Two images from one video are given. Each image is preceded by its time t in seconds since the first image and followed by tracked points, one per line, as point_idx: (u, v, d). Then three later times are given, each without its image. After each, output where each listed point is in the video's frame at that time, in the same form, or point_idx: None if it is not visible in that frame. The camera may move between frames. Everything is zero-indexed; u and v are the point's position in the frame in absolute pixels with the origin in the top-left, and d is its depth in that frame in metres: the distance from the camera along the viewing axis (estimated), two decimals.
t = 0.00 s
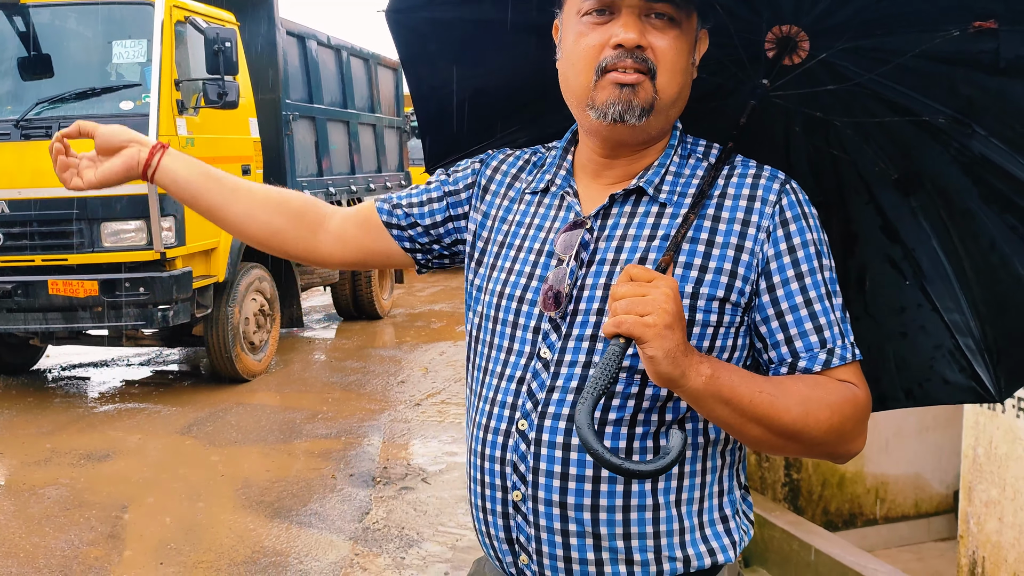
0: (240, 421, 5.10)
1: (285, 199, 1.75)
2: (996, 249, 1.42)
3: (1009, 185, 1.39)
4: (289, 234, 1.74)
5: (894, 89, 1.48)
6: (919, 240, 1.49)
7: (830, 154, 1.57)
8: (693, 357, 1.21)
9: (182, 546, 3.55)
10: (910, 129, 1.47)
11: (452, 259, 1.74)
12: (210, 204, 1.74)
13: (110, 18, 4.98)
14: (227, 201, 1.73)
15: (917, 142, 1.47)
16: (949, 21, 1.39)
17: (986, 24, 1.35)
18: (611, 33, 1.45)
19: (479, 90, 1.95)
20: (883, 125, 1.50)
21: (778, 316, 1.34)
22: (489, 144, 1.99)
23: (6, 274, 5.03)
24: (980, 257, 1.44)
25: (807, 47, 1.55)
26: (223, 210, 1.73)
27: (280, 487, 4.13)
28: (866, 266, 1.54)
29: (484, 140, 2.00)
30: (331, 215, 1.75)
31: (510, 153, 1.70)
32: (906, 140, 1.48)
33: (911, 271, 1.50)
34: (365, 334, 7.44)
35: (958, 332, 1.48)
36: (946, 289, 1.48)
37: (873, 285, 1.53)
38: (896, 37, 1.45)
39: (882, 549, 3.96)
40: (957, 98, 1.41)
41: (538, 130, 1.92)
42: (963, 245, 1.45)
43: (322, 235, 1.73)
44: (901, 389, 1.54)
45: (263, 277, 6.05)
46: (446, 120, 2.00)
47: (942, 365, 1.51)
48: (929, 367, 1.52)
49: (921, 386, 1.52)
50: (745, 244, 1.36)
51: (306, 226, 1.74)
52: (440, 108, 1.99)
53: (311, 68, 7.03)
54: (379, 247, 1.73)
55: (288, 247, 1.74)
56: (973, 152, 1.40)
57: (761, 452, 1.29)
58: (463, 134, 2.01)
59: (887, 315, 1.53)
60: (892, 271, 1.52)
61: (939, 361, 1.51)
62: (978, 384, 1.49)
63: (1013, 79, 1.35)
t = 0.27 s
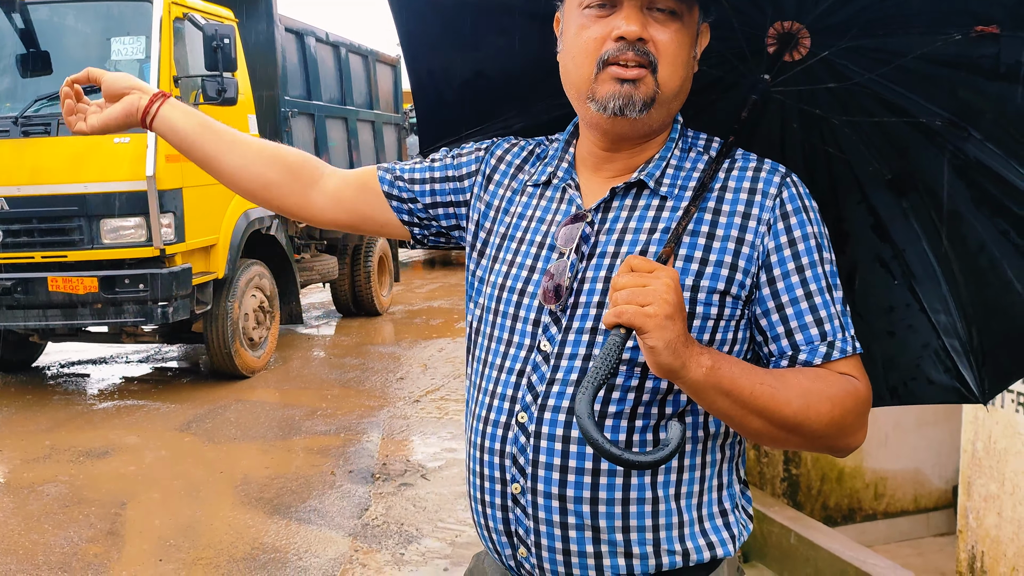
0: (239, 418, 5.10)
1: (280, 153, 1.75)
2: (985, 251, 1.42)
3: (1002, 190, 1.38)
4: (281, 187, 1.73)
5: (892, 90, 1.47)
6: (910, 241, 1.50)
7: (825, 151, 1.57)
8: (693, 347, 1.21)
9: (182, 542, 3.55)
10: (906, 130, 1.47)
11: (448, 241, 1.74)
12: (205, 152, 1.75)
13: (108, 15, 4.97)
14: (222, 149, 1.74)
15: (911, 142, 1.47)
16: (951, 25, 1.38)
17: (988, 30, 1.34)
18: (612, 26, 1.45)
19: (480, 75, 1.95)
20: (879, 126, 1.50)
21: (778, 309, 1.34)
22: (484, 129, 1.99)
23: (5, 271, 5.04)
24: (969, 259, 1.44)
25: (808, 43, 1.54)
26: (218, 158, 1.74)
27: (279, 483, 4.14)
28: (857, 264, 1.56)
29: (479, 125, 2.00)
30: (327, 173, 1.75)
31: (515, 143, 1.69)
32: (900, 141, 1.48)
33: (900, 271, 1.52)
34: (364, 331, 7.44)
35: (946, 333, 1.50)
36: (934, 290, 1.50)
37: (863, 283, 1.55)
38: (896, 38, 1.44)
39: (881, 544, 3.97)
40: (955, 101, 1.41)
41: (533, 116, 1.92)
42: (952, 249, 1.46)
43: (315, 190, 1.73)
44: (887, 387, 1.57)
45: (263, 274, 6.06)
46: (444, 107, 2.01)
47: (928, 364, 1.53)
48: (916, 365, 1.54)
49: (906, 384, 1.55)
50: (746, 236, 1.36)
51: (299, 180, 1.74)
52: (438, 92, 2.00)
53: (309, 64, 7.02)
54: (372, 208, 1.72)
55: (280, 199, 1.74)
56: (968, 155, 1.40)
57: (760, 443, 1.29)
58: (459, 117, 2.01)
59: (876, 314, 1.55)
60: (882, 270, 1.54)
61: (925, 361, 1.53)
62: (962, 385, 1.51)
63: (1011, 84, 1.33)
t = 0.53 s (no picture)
0: (237, 415, 5.10)
1: (280, 138, 1.74)
2: (977, 250, 1.42)
3: (996, 189, 1.38)
4: (280, 173, 1.72)
5: (887, 88, 1.47)
6: (902, 238, 1.49)
7: (819, 147, 1.56)
8: (686, 339, 1.20)
9: (179, 540, 3.55)
10: (899, 127, 1.46)
11: (445, 234, 1.74)
12: (204, 137, 1.74)
13: (106, 12, 4.95)
14: (221, 135, 1.73)
15: (905, 140, 1.46)
16: (947, 23, 1.38)
17: (985, 28, 1.34)
18: (600, 22, 1.44)
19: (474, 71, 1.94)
20: (873, 123, 1.49)
21: (773, 301, 1.33)
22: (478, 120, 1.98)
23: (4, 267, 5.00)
24: (959, 258, 1.44)
25: (804, 39, 1.53)
26: (216, 143, 1.73)
27: (276, 480, 4.13)
28: (848, 259, 1.55)
29: (473, 116, 1.98)
30: (327, 158, 1.73)
31: (513, 138, 1.68)
32: (893, 138, 1.47)
33: (892, 268, 1.51)
34: (361, 328, 7.44)
35: (936, 331, 1.50)
36: (926, 289, 1.49)
37: (854, 278, 1.54)
38: (892, 35, 1.44)
39: (878, 540, 3.96)
40: (950, 99, 1.41)
41: (529, 107, 1.92)
42: (944, 247, 1.46)
43: (313, 176, 1.71)
44: (876, 384, 1.56)
45: (262, 271, 6.05)
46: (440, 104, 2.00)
47: (918, 361, 1.53)
48: (905, 362, 1.54)
49: (896, 381, 1.55)
50: (740, 229, 1.35)
51: (297, 167, 1.72)
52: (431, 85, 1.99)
53: (307, 61, 7.02)
54: (372, 196, 1.71)
55: (278, 185, 1.72)
56: (962, 154, 1.41)
57: (756, 437, 1.28)
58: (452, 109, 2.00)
59: (867, 311, 1.54)
60: (874, 267, 1.53)
61: (915, 358, 1.53)
62: (952, 383, 1.51)
63: (1009, 84, 1.34)
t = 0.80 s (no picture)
0: (235, 416, 5.09)
1: (278, 143, 1.74)
2: (978, 243, 1.41)
3: (993, 181, 1.37)
4: (278, 178, 1.72)
5: (884, 83, 1.47)
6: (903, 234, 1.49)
7: (817, 145, 1.57)
8: (680, 335, 1.20)
9: (177, 540, 3.55)
10: (897, 123, 1.47)
11: (445, 235, 1.73)
12: (202, 144, 1.74)
13: (106, 14, 4.95)
14: (219, 141, 1.73)
15: (903, 135, 1.46)
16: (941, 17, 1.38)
17: (978, 21, 1.34)
18: (590, 27, 1.44)
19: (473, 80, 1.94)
20: (872, 119, 1.50)
21: (769, 298, 1.33)
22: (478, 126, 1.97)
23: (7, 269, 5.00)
24: (960, 252, 1.43)
25: (801, 38, 1.54)
26: (214, 150, 1.73)
27: (275, 481, 4.12)
28: (850, 257, 1.54)
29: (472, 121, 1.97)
30: (325, 162, 1.74)
31: (511, 140, 1.68)
32: (891, 134, 1.48)
33: (894, 264, 1.51)
34: (360, 329, 7.43)
35: (940, 326, 1.49)
36: (928, 284, 1.48)
37: (857, 276, 1.54)
38: (887, 32, 1.44)
39: (876, 539, 3.96)
40: (947, 95, 1.41)
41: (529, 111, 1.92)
42: (945, 240, 1.45)
43: (311, 179, 1.71)
44: (881, 382, 1.56)
45: (263, 271, 6.06)
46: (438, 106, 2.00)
47: (922, 358, 1.52)
48: (908, 359, 1.53)
49: (900, 378, 1.54)
50: (735, 225, 1.35)
51: (296, 171, 1.72)
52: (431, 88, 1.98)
53: (306, 63, 7.02)
54: (370, 199, 1.70)
55: (277, 190, 1.72)
56: (960, 148, 1.39)
57: (753, 433, 1.28)
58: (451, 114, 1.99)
59: (870, 307, 1.54)
60: (876, 264, 1.52)
61: (918, 355, 1.52)
62: (957, 378, 1.50)
63: (1003, 77, 1.33)
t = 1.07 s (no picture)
0: (236, 423, 5.09)
1: (281, 152, 1.74)
2: (991, 241, 1.40)
3: (1001, 176, 1.37)
4: (282, 186, 1.72)
5: (886, 83, 1.48)
6: (916, 234, 1.48)
7: (825, 149, 1.57)
8: (682, 340, 1.20)
9: (177, 548, 3.54)
10: (903, 123, 1.47)
11: (449, 242, 1.72)
12: (205, 152, 1.74)
13: (111, 22, 4.98)
14: (223, 150, 1.74)
15: (910, 135, 1.46)
16: (941, 14, 1.39)
17: (980, 16, 1.34)
18: (591, 35, 1.45)
19: (482, 89, 1.94)
20: (878, 120, 1.50)
21: (772, 302, 1.33)
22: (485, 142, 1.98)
23: (12, 275, 5.03)
24: (974, 250, 1.43)
25: (802, 42, 1.56)
26: (218, 159, 1.73)
27: (275, 489, 4.12)
28: (863, 261, 1.54)
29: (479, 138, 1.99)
30: (329, 171, 1.74)
31: (513, 146, 1.68)
32: (899, 134, 1.48)
33: (908, 266, 1.50)
34: (361, 336, 7.43)
35: (956, 326, 1.47)
36: (943, 284, 1.47)
37: (871, 279, 1.53)
38: (888, 32, 1.46)
39: (878, 546, 3.95)
40: (951, 92, 1.41)
41: (535, 128, 1.93)
42: (958, 239, 1.45)
43: (315, 188, 1.71)
44: (899, 385, 1.54)
45: (266, 278, 6.07)
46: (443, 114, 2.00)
47: (940, 360, 1.50)
48: (927, 362, 1.51)
49: (919, 381, 1.52)
50: (738, 230, 1.36)
51: (300, 179, 1.72)
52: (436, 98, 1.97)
53: (309, 71, 7.04)
54: (373, 207, 1.71)
55: (280, 198, 1.73)
56: (968, 145, 1.41)
57: (756, 438, 1.28)
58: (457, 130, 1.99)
59: (885, 310, 1.53)
60: (890, 266, 1.52)
61: (936, 357, 1.50)
62: (976, 379, 1.47)
63: (1005, 71, 1.34)
